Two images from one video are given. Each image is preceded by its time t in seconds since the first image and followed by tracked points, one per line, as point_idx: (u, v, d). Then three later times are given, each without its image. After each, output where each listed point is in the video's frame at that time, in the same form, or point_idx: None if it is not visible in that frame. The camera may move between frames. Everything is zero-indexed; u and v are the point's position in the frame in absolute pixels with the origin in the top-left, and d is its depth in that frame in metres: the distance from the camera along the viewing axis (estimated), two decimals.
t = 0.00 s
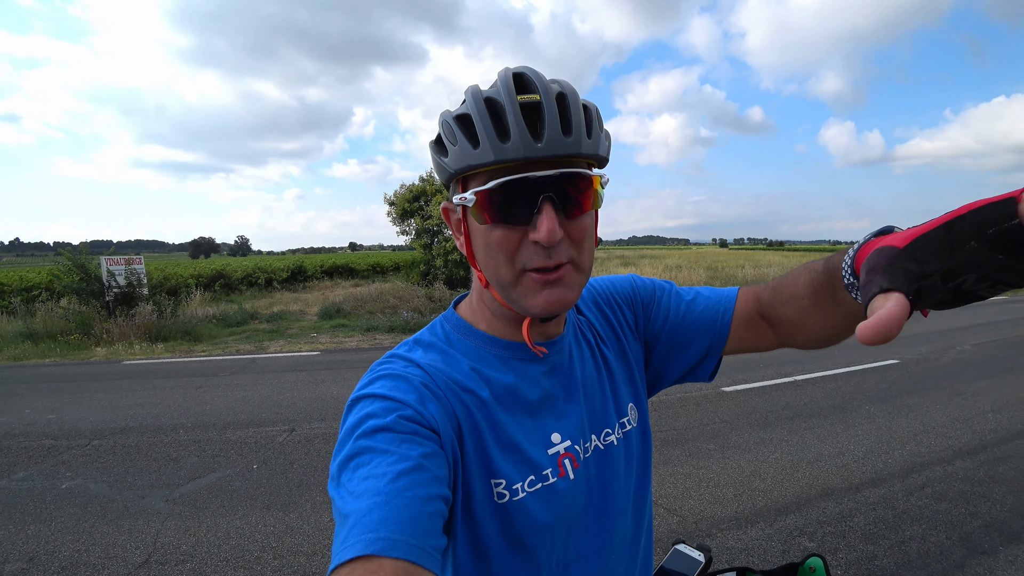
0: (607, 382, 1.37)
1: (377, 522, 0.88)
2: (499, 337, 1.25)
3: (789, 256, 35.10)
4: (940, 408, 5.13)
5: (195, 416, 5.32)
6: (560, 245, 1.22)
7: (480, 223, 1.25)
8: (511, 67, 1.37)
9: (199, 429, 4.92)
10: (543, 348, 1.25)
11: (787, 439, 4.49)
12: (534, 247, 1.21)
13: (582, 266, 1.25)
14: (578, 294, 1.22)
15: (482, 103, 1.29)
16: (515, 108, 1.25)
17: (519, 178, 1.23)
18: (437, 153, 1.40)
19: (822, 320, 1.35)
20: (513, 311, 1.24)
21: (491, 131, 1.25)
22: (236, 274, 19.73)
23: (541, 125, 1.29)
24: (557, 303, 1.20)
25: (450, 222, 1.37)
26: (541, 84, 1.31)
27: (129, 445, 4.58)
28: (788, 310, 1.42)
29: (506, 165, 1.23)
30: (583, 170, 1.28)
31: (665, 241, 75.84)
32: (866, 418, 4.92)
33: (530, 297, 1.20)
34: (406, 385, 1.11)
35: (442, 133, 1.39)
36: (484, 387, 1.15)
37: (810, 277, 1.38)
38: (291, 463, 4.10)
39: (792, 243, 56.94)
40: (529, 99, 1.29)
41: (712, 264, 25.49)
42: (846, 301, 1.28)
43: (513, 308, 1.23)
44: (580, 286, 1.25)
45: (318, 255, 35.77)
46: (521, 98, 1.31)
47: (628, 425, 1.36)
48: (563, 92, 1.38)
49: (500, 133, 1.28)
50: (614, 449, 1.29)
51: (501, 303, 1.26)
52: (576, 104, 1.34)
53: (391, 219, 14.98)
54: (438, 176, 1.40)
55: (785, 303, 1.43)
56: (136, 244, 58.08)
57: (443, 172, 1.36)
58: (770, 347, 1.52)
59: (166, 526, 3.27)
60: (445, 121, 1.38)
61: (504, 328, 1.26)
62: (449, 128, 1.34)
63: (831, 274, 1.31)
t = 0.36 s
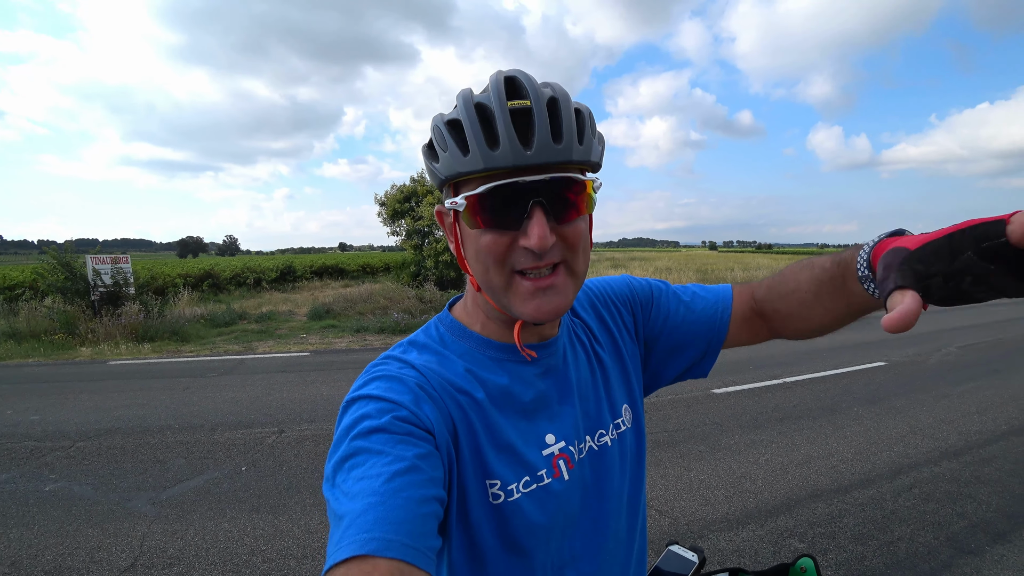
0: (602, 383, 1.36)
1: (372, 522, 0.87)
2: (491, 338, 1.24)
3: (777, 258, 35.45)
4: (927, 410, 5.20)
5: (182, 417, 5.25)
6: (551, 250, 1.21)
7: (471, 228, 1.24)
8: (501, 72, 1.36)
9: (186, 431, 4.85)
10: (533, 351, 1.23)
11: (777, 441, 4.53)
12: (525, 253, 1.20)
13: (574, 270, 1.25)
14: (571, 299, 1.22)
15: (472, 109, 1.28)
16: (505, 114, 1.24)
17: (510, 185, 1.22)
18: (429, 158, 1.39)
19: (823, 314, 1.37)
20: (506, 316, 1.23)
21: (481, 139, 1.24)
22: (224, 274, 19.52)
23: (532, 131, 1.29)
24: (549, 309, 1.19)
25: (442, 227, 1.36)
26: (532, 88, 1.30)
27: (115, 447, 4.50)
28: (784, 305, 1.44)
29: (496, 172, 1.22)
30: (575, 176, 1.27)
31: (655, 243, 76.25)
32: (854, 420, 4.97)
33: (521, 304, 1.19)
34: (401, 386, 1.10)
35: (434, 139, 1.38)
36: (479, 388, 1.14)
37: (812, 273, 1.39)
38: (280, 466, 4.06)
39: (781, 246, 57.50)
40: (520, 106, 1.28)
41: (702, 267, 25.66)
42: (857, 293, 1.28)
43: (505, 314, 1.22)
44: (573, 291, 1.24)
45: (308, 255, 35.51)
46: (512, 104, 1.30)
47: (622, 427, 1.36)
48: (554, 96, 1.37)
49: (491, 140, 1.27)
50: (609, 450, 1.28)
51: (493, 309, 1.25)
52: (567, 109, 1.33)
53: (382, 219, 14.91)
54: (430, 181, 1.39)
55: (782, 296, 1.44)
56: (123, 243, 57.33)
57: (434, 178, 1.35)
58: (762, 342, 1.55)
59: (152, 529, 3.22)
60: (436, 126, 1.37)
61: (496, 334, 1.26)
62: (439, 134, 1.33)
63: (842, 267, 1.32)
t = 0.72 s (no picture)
0: (591, 392, 1.36)
1: (359, 532, 0.86)
2: (480, 345, 1.23)
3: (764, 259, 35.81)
4: (911, 410, 5.27)
5: (168, 420, 5.17)
6: (546, 251, 1.21)
7: (466, 228, 1.23)
8: (503, 77, 1.36)
9: (172, 435, 4.78)
10: (525, 357, 1.23)
11: (765, 442, 4.56)
12: (520, 253, 1.20)
13: (567, 273, 1.24)
14: (564, 300, 1.21)
15: (472, 110, 1.28)
16: (505, 116, 1.24)
17: (507, 185, 1.22)
18: (426, 158, 1.38)
19: (822, 334, 1.39)
20: (498, 318, 1.22)
21: (481, 139, 1.23)
22: (211, 274, 19.29)
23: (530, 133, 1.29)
24: (542, 310, 1.19)
25: (435, 229, 1.35)
26: (531, 92, 1.30)
27: (99, 451, 4.42)
28: (780, 322, 1.44)
29: (495, 172, 1.21)
30: (572, 181, 1.27)
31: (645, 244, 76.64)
32: (841, 421, 5.03)
33: (514, 304, 1.18)
34: (389, 394, 1.09)
35: (432, 140, 1.37)
36: (468, 396, 1.14)
37: (811, 294, 1.40)
38: (268, 469, 4.01)
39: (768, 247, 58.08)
40: (519, 109, 1.29)
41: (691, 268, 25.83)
42: (863, 320, 1.31)
43: (498, 315, 1.21)
44: (566, 293, 1.24)
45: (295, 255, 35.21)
46: (512, 107, 1.30)
47: (611, 435, 1.36)
48: (553, 102, 1.38)
49: (490, 141, 1.27)
50: (598, 458, 1.28)
51: (486, 310, 1.24)
52: (565, 114, 1.33)
53: (371, 220, 14.83)
54: (426, 182, 1.38)
55: (780, 315, 1.44)
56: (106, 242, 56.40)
57: (431, 178, 1.34)
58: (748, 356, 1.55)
59: (137, 535, 3.16)
60: (435, 127, 1.36)
61: (489, 339, 1.25)
62: (438, 135, 1.32)
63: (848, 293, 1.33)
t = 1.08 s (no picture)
0: (576, 391, 1.36)
1: (344, 531, 0.85)
2: (471, 343, 1.23)
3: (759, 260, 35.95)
4: (903, 411, 5.31)
5: (160, 417, 5.14)
6: (559, 251, 1.20)
7: (484, 214, 1.22)
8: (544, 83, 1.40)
9: (164, 432, 4.75)
10: (516, 355, 1.23)
11: (758, 442, 4.59)
12: (534, 248, 1.19)
13: (573, 277, 1.24)
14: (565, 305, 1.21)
15: (513, 104, 1.30)
16: (547, 114, 1.26)
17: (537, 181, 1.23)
18: (455, 142, 1.37)
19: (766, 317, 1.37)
20: (499, 309, 1.21)
21: (520, 132, 1.25)
22: (205, 271, 19.18)
23: (565, 138, 1.32)
24: (543, 310, 1.18)
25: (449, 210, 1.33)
26: (571, 101, 1.34)
27: (90, 448, 4.39)
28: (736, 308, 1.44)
29: (527, 166, 1.23)
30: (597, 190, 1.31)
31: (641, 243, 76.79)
32: (833, 421, 5.06)
33: (519, 298, 1.18)
34: (376, 392, 1.09)
35: (464, 125, 1.37)
36: (455, 395, 1.14)
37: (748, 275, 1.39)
38: (260, 467, 3.99)
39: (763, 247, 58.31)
40: (559, 113, 1.32)
41: (687, 267, 25.89)
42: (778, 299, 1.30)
43: (500, 306, 1.20)
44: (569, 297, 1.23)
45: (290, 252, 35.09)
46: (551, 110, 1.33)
47: (597, 435, 1.36)
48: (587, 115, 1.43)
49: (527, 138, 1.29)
50: (585, 458, 1.28)
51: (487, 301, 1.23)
52: (598, 128, 1.38)
53: (366, 217, 14.78)
54: (447, 165, 1.37)
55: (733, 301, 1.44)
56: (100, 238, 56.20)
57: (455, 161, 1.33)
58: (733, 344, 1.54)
59: (128, 532, 3.15)
60: (469, 114, 1.36)
61: (484, 335, 1.25)
62: (474, 121, 1.32)
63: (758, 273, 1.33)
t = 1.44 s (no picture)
0: (581, 382, 1.37)
1: (348, 522, 0.86)
2: (470, 337, 1.23)
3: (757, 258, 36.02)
4: (900, 407, 5.33)
5: (159, 414, 5.14)
6: (541, 247, 1.21)
7: (464, 217, 1.23)
8: (514, 67, 1.35)
9: (163, 429, 4.75)
10: (512, 349, 1.23)
11: (756, 438, 4.60)
12: (516, 247, 1.20)
13: (560, 271, 1.25)
14: (553, 299, 1.22)
15: (481, 99, 1.27)
16: (514, 108, 1.23)
17: (510, 179, 1.22)
18: (431, 142, 1.37)
19: (817, 294, 1.39)
20: (488, 309, 1.22)
21: (488, 130, 1.23)
22: (203, 269, 19.14)
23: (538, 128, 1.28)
24: (531, 306, 1.19)
25: (433, 214, 1.35)
26: (542, 86, 1.30)
27: (89, 445, 4.39)
28: (771, 292, 1.46)
29: (497, 164, 1.21)
30: (576, 180, 1.28)
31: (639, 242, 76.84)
32: (831, 418, 5.08)
33: (505, 297, 1.19)
34: (379, 384, 1.09)
35: (437, 124, 1.36)
36: (458, 386, 1.14)
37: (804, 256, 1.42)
38: (260, 463, 4.00)
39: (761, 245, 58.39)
40: (529, 102, 1.28)
41: (685, 265, 25.92)
42: (856, 266, 1.31)
43: (488, 306, 1.21)
44: (556, 291, 1.24)
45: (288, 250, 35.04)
46: (522, 99, 1.29)
47: (601, 425, 1.36)
48: (563, 97, 1.37)
49: (496, 134, 1.26)
50: (588, 448, 1.29)
51: (476, 301, 1.25)
52: (574, 112, 1.34)
53: (364, 214, 14.77)
54: (427, 167, 1.37)
55: (773, 283, 1.46)
56: (96, 236, 55.92)
57: (433, 164, 1.33)
58: (742, 337, 1.57)
59: (129, 529, 3.15)
60: (442, 112, 1.35)
61: (478, 330, 1.25)
62: (445, 120, 1.31)
63: (838, 241, 1.35)
